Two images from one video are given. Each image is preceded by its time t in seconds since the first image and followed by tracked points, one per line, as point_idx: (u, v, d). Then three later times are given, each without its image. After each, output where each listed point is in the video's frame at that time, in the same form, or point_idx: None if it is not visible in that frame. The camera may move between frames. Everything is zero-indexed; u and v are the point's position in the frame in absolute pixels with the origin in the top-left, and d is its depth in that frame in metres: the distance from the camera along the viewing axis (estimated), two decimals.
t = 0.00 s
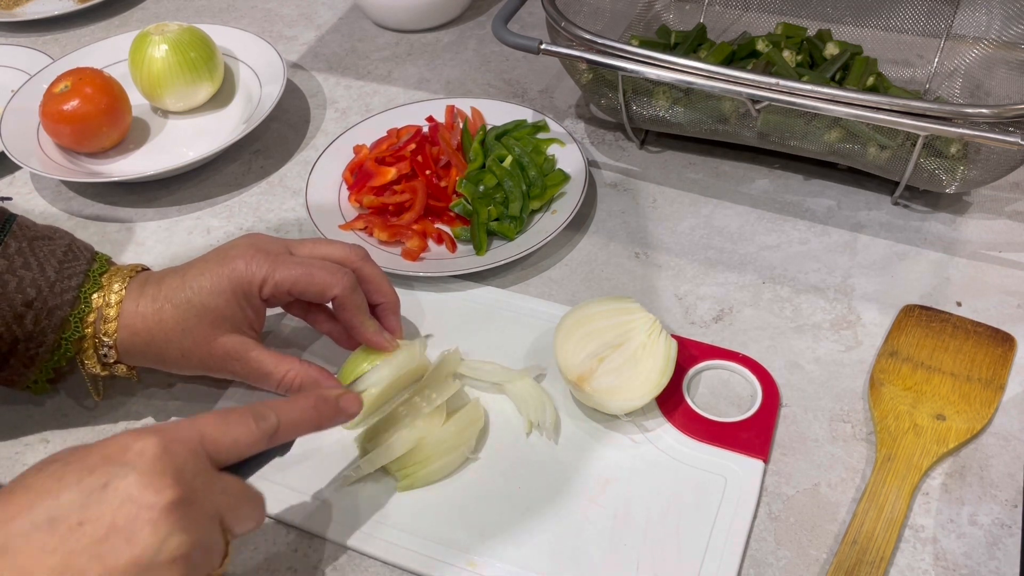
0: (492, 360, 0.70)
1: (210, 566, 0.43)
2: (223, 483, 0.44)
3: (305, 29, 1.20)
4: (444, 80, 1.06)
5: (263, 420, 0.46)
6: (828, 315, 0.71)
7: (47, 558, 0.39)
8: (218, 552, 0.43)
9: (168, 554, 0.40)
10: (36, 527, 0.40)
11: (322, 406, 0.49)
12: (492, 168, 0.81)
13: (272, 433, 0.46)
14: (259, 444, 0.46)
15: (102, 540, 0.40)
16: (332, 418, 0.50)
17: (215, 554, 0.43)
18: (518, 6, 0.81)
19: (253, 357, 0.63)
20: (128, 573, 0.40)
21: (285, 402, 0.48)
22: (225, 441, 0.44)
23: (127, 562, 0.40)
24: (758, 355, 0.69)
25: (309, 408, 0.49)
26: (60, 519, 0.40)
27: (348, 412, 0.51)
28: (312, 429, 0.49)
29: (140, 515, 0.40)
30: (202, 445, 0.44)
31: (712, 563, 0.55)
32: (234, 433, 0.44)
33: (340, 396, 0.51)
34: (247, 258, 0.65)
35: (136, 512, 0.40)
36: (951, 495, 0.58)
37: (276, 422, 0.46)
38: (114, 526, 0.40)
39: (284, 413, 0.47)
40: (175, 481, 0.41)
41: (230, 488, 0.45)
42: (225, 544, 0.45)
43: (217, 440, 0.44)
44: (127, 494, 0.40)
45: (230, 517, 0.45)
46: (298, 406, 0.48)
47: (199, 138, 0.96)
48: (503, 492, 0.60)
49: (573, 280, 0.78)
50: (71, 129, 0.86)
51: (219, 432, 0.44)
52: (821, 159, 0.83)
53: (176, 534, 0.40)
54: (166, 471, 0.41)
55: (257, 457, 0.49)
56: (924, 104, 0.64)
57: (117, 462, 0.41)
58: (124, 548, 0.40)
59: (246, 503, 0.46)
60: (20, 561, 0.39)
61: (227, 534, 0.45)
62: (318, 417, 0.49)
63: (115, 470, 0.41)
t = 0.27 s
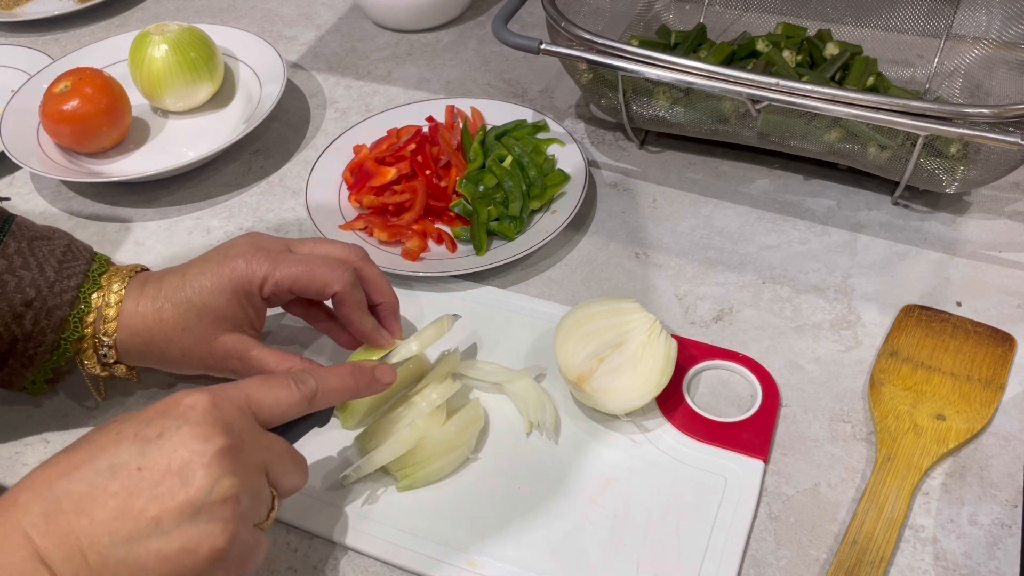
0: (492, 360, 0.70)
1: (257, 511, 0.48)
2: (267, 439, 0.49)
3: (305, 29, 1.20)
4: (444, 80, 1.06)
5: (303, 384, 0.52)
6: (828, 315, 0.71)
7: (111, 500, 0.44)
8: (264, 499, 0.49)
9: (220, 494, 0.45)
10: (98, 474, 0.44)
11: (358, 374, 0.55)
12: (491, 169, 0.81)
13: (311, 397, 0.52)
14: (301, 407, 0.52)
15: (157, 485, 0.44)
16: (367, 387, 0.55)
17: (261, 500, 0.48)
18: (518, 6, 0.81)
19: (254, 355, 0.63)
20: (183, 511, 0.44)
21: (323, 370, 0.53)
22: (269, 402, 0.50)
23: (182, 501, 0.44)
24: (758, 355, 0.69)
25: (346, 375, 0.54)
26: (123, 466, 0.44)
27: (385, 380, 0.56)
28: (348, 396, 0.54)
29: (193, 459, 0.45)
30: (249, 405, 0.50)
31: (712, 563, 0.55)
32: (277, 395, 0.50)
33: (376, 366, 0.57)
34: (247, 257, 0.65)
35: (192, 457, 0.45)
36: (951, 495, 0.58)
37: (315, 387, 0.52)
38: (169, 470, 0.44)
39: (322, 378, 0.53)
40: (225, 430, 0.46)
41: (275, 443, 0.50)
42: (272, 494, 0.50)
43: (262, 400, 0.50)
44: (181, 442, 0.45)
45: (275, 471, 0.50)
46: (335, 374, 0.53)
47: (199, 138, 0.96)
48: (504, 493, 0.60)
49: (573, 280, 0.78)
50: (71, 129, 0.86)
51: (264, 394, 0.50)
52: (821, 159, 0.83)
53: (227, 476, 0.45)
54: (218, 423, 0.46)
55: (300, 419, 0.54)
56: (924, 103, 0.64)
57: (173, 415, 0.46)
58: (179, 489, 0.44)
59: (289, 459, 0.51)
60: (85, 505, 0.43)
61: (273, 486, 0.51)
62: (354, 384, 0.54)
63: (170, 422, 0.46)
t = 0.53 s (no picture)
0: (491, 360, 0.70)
1: (242, 523, 0.48)
2: (253, 455, 0.50)
3: (305, 29, 1.20)
4: (444, 80, 1.06)
5: (288, 403, 0.53)
6: (828, 315, 0.71)
7: (101, 511, 0.45)
8: (249, 514, 0.49)
9: (203, 503, 0.45)
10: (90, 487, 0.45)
11: (344, 394, 0.56)
12: (491, 168, 0.81)
13: (295, 417, 0.53)
14: (286, 427, 0.52)
15: (146, 496, 0.45)
16: (355, 407, 0.57)
17: (244, 513, 0.48)
18: (518, 6, 0.81)
19: (253, 355, 0.64)
20: (167, 519, 0.44)
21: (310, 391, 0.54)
22: (255, 420, 0.51)
23: (168, 510, 0.44)
24: (758, 355, 0.69)
25: (332, 396, 0.55)
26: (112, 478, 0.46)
27: (368, 401, 0.57)
28: (335, 416, 0.55)
29: (178, 470, 0.45)
30: (235, 423, 0.51)
31: (712, 562, 0.55)
32: (263, 412, 0.51)
33: (361, 387, 0.58)
34: (246, 257, 0.65)
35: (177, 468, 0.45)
36: (951, 495, 0.58)
37: (300, 407, 0.53)
38: (154, 482, 0.45)
39: (308, 399, 0.54)
40: (209, 445, 0.47)
41: (261, 460, 0.51)
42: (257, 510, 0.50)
43: (250, 418, 0.51)
44: (167, 455, 0.46)
45: (260, 488, 0.51)
46: (321, 394, 0.54)
47: (199, 138, 0.96)
48: (504, 493, 0.60)
49: (573, 280, 0.78)
50: (71, 129, 0.86)
51: (250, 411, 0.51)
52: (821, 159, 0.83)
53: (211, 486, 0.46)
54: (204, 437, 0.48)
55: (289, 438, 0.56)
56: (924, 103, 0.64)
57: (161, 430, 0.48)
58: (163, 500, 0.45)
59: (274, 475, 0.52)
60: (81, 516, 0.44)
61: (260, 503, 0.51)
62: (340, 404, 0.55)
63: (159, 437, 0.47)
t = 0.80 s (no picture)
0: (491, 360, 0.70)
1: None
2: (164, 510, 0.44)
3: (305, 29, 1.20)
4: (444, 80, 1.06)
5: (209, 448, 0.46)
6: (828, 315, 0.71)
7: None
8: None
9: None
10: None
11: (272, 436, 0.50)
12: (491, 168, 0.81)
13: (216, 463, 0.46)
14: (203, 475, 0.46)
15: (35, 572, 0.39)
16: (284, 449, 0.50)
17: None
18: (518, 6, 0.81)
19: (252, 356, 0.64)
20: None
21: (231, 433, 0.48)
22: (169, 466, 0.45)
23: None
24: (758, 355, 0.69)
25: (261, 437, 0.49)
26: None
27: (303, 441, 0.51)
28: (260, 459, 0.49)
29: (76, 542, 0.39)
30: (144, 472, 0.44)
31: (712, 562, 0.55)
32: (179, 458, 0.45)
33: (296, 425, 0.51)
34: (246, 258, 0.65)
35: (72, 539, 0.39)
36: (951, 495, 0.58)
37: (223, 451, 0.47)
38: (49, 553, 0.39)
39: (232, 441, 0.48)
40: (112, 508, 0.41)
41: (174, 513, 0.45)
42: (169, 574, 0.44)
43: (161, 465, 0.45)
44: (63, 522, 0.40)
45: (172, 549, 0.44)
46: (247, 436, 0.48)
47: (199, 138, 0.96)
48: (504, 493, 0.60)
49: (573, 280, 0.78)
50: (71, 129, 0.86)
51: (163, 458, 0.45)
52: (821, 159, 0.83)
53: (113, 561, 0.40)
54: (106, 496, 0.41)
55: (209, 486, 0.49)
56: (924, 104, 0.64)
57: (58, 488, 0.41)
58: None
59: (189, 531, 0.45)
60: None
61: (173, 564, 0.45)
62: (267, 447, 0.49)
63: (53, 496, 0.41)
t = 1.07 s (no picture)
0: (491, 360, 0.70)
1: (224, 518, 0.48)
2: (237, 445, 0.49)
3: (305, 29, 1.20)
4: (444, 80, 1.06)
5: (277, 391, 0.50)
6: (828, 315, 0.71)
7: (76, 506, 0.43)
8: (232, 506, 0.48)
9: (185, 503, 0.44)
10: (62, 481, 0.44)
11: (333, 382, 0.53)
12: (491, 168, 0.81)
13: (284, 405, 0.51)
14: (272, 415, 0.50)
15: (121, 495, 0.44)
16: (343, 395, 0.54)
17: (226, 508, 0.48)
18: (518, 6, 0.81)
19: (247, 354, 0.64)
20: (148, 518, 0.44)
21: (298, 376, 0.52)
22: (240, 407, 0.49)
23: (146, 510, 0.44)
24: (758, 355, 0.69)
25: (322, 382, 0.53)
26: (87, 472, 0.44)
27: (359, 388, 0.55)
28: (322, 404, 0.53)
29: (158, 468, 0.44)
30: (219, 411, 0.49)
31: (713, 562, 0.55)
32: (249, 401, 0.49)
33: (352, 373, 0.55)
34: (243, 257, 0.64)
35: (157, 466, 0.44)
36: (951, 495, 0.58)
37: (289, 394, 0.51)
38: (135, 479, 0.44)
39: (297, 384, 0.52)
40: (191, 438, 0.45)
41: (245, 450, 0.50)
42: (240, 501, 0.50)
43: (233, 406, 0.49)
44: (146, 451, 0.44)
45: (242, 477, 0.49)
46: (310, 380, 0.52)
47: (199, 138, 0.96)
48: (505, 493, 0.60)
49: (573, 280, 0.78)
50: (71, 130, 0.86)
51: (236, 400, 0.49)
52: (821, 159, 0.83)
53: (192, 486, 0.45)
54: (186, 430, 0.46)
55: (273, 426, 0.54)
56: (924, 104, 0.64)
57: (139, 421, 0.45)
58: (139, 499, 0.44)
59: (259, 465, 0.51)
60: (47, 512, 0.43)
61: (243, 493, 0.50)
62: (329, 391, 0.53)
63: (137, 429, 0.45)
